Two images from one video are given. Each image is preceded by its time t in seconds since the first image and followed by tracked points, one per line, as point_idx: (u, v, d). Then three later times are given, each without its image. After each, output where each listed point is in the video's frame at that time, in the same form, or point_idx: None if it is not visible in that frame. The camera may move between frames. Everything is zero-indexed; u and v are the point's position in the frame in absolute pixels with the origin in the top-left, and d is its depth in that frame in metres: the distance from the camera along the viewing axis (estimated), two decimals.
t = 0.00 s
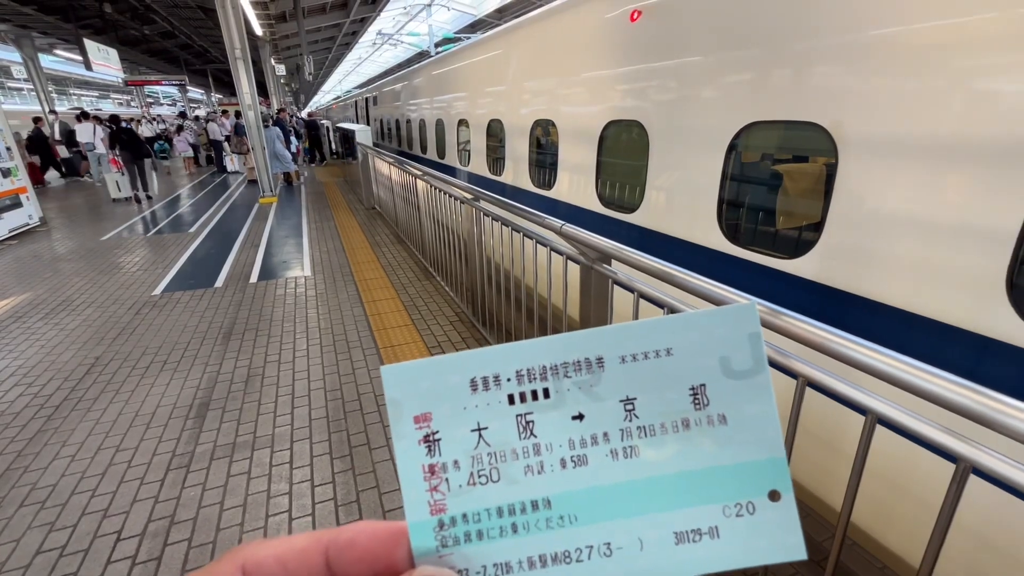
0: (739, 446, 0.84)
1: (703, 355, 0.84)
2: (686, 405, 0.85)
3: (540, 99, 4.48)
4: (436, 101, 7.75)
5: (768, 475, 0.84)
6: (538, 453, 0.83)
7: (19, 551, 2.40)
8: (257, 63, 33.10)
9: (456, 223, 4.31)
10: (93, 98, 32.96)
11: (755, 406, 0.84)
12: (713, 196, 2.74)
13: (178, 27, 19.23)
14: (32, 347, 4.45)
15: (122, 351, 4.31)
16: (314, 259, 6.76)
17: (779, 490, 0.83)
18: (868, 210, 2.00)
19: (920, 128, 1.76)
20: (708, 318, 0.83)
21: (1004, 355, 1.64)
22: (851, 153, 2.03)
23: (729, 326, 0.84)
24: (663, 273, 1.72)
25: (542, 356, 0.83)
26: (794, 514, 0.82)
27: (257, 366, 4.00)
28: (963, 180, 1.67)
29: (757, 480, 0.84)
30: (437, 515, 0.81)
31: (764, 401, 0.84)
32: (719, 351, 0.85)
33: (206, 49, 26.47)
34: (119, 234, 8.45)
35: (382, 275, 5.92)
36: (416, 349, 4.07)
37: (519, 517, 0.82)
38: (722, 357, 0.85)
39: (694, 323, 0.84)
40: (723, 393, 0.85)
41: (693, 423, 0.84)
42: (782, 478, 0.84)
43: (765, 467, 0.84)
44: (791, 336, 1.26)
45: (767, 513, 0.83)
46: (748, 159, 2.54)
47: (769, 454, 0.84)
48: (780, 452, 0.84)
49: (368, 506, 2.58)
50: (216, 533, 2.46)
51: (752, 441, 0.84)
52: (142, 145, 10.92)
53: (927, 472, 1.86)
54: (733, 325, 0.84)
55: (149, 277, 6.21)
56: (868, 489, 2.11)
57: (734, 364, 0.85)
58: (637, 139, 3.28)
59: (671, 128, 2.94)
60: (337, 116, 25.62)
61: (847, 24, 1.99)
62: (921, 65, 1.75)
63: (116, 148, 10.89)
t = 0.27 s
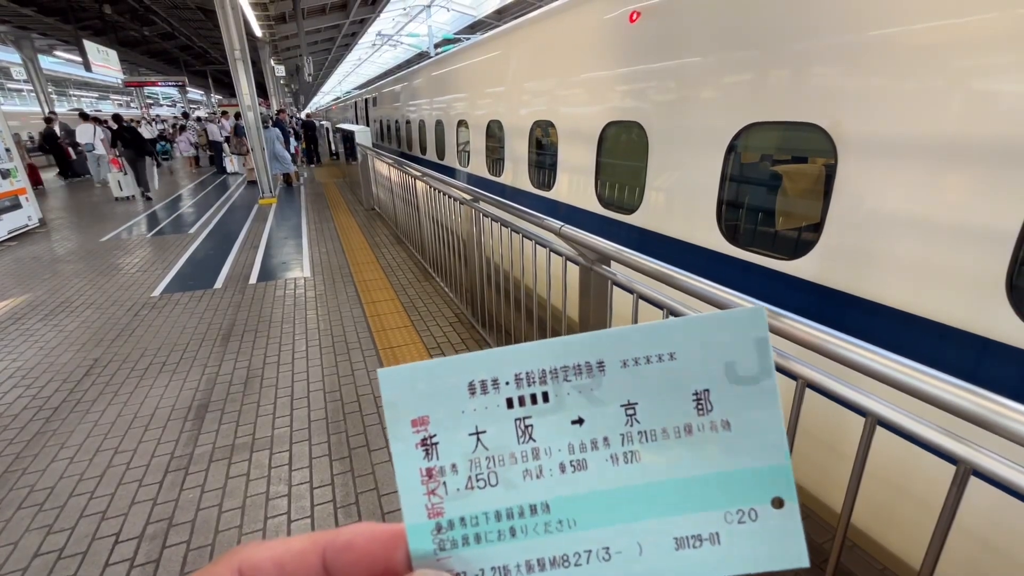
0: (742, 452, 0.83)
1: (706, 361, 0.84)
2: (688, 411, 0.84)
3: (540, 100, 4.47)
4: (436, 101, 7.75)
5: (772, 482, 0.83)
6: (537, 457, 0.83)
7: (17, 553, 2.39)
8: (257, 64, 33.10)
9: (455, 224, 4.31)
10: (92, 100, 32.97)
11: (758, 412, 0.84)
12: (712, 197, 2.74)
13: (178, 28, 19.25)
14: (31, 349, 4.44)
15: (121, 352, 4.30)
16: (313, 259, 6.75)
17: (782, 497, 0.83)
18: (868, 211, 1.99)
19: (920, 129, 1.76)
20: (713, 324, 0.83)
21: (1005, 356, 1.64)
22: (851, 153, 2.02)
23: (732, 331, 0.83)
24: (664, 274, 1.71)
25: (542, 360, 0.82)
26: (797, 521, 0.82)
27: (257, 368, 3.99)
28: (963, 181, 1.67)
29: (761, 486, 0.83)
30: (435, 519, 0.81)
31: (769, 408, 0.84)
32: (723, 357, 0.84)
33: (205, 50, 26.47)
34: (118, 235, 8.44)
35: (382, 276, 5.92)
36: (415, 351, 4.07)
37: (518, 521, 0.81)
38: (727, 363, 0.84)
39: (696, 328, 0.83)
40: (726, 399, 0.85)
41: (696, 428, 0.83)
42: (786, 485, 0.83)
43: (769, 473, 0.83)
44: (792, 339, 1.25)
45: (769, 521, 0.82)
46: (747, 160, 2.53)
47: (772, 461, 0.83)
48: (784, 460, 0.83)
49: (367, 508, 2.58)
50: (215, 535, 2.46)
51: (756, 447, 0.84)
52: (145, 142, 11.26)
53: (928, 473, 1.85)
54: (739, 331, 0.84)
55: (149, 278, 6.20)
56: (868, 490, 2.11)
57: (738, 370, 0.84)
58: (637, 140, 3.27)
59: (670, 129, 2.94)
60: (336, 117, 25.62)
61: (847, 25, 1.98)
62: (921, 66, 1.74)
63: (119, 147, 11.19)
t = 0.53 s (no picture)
0: (735, 445, 0.83)
1: (699, 356, 0.84)
2: (681, 406, 0.84)
3: (540, 100, 4.47)
4: (436, 102, 7.75)
5: (763, 474, 0.83)
6: (536, 452, 0.82)
7: (17, 555, 2.39)
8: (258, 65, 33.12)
9: (455, 224, 4.31)
10: (93, 101, 32.99)
11: (752, 407, 0.83)
12: (713, 197, 2.73)
13: (178, 30, 19.26)
14: (32, 350, 4.44)
15: (121, 353, 4.30)
16: (314, 260, 6.75)
17: (772, 488, 0.83)
18: (869, 211, 1.99)
19: (921, 129, 1.76)
20: (705, 320, 0.82)
21: (1006, 356, 1.63)
22: (851, 153, 2.02)
23: (726, 327, 0.83)
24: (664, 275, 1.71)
25: (539, 357, 0.82)
26: (787, 512, 0.82)
27: (257, 368, 3.99)
28: (964, 181, 1.66)
29: (752, 478, 0.83)
30: (435, 515, 0.80)
31: (759, 402, 0.83)
32: (715, 353, 0.84)
33: (206, 51, 26.49)
34: (119, 236, 8.44)
35: (382, 276, 5.92)
36: (416, 351, 4.07)
37: (516, 516, 0.81)
38: (718, 358, 0.84)
39: (690, 324, 0.83)
40: (721, 394, 0.84)
41: (688, 423, 0.83)
42: (778, 478, 0.83)
43: (761, 466, 0.83)
44: (791, 339, 1.25)
45: (760, 512, 0.82)
46: (748, 160, 2.53)
47: (764, 454, 0.83)
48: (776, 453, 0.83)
49: (368, 509, 2.57)
50: (216, 536, 2.45)
51: (748, 441, 0.83)
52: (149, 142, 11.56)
53: (929, 474, 1.85)
54: (729, 326, 0.83)
55: (149, 279, 6.19)
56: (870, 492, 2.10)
57: (731, 366, 0.84)
58: (637, 140, 3.27)
59: (671, 129, 2.94)
60: (337, 117, 25.64)
61: (848, 25, 1.98)
62: (922, 66, 1.74)
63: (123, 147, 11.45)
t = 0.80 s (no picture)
0: (737, 445, 0.83)
1: (701, 356, 0.84)
2: (683, 406, 0.84)
3: (541, 100, 4.46)
4: (437, 102, 7.75)
5: (765, 473, 0.83)
6: (538, 452, 0.82)
7: (18, 556, 2.39)
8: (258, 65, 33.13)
9: (456, 225, 4.31)
10: (93, 101, 33.01)
11: (754, 407, 0.83)
12: (714, 197, 2.73)
13: (179, 30, 19.28)
14: (33, 350, 4.44)
15: (122, 354, 4.30)
16: (315, 261, 6.75)
17: (773, 488, 0.82)
18: (870, 211, 1.98)
19: (922, 129, 1.75)
20: (707, 319, 0.82)
21: (1008, 357, 1.63)
22: (852, 154, 2.02)
23: (727, 326, 0.83)
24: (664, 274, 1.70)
25: (542, 357, 0.82)
26: (788, 511, 0.82)
27: (258, 369, 3.99)
28: (966, 181, 1.66)
29: (753, 477, 0.83)
30: (437, 514, 0.80)
31: (761, 401, 0.83)
32: (717, 353, 0.84)
33: (206, 52, 26.50)
34: (120, 237, 8.44)
35: (383, 276, 5.93)
36: (416, 351, 4.07)
37: (519, 516, 0.81)
38: (720, 358, 0.84)
39: (693, 324, 0.83)
40: (722, 394, 0.84)
41: (690, 422, 0.83)
42: (778, 477, 0.83)
43: (762, 465, 0.83)
44: (792, 339, 1.25)
45: (762, 511, 0.82)
46: (749, 160, 2.52)
47: (765, 453, 0.83)
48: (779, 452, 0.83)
49: (368, 509, 2.57)
50: (216, 537, 2.45)
51: (750, 440, 0.83)
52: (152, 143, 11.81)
53: (931, 475, 1.85)
54: (731, 325, 0.83)
55: (150, 280, 6.20)
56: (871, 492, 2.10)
57: (732, 365, 0.84)
58: (638, 140, 3.27)
59: (672, 129, 2.93)
60: (337, 118, 25.66)
61: (849, 25, 1.97)
62: (923, 65, 1.73)
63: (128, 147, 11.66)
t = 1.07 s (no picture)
0: (741, 446, 0.83)
1: (706, 355, 0.83)
2: (688, 406, 0.84)
3: (542, 101, 4.47)
4: (437, 103, 7.76)
5: (769, 475, 0.83)
6: (541, 452, 0.82)
7: (20, 555, 2.40)
8: (259, 66, 33.18)
9: (457, 225, 4.32)
10: (95, 101, 33.05)
11: (759, 407, 0.83)
12: (715, 197, 2.73)
13: (181, 31, 19.30)
14: (35, 351, 4.45)
15: (124, 354, 4.31)
16: (316, 261, 6.76)
17: (779, 490, 0.82)
18: (871, 211, 1.98)
19: (924, 129, 1.75)
20: (712, 319, 0.82)
21: (1011, 357, 1.62)
22: (854, 154, 2.01)
23: (732, 326, 0.83)
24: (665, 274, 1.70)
25: (544, 356, 0.82)
26: (795, 514, 0.81)
27: (259, 369, 3.99)
28: (968, 181, 1.65)
29: (758, 479, 0.83)
30: (438, 516, 0.80)
31: (766, 401, 0.83)
32: (722, 353, 0.84)
33: (207, 53, 26.54)
34: (121, 237, 8.45)
35: (384, 277, 5.93)
36: (417, 351, 4.07)
37: (521, 517, 0.81)
38: (725, 358, 0.84)
39: (698, 323, 0.83)
40: (726, 394, 0.84)
41: (695, 423, 0.83)
42: (783, 478, 0.83)
43: (767, 466, 0.83)
44: (795, 339, 1.24)
45: (767, 514, 0.81)
46: (751, 160, 2.52)
47: (769, 455, 0.83)
48: (783, 454, 0.83)
49: (370, 510, 2.57)
50: (218, 537, 2.45)
51: (754, 441, 0.83)
52: (158, 145, 12.10)
53: (933, 476, 1.84)
54: (736, 325, 0.83)
55: (152, 280, 6.20)
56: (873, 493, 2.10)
57: (736, 366, 0.84)
58: (639, 141, 3.27)
59: (673, 130, 2.93)
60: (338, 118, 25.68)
61: (850, 25, 1.97)
62: (925, 65, 1.73)
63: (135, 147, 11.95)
